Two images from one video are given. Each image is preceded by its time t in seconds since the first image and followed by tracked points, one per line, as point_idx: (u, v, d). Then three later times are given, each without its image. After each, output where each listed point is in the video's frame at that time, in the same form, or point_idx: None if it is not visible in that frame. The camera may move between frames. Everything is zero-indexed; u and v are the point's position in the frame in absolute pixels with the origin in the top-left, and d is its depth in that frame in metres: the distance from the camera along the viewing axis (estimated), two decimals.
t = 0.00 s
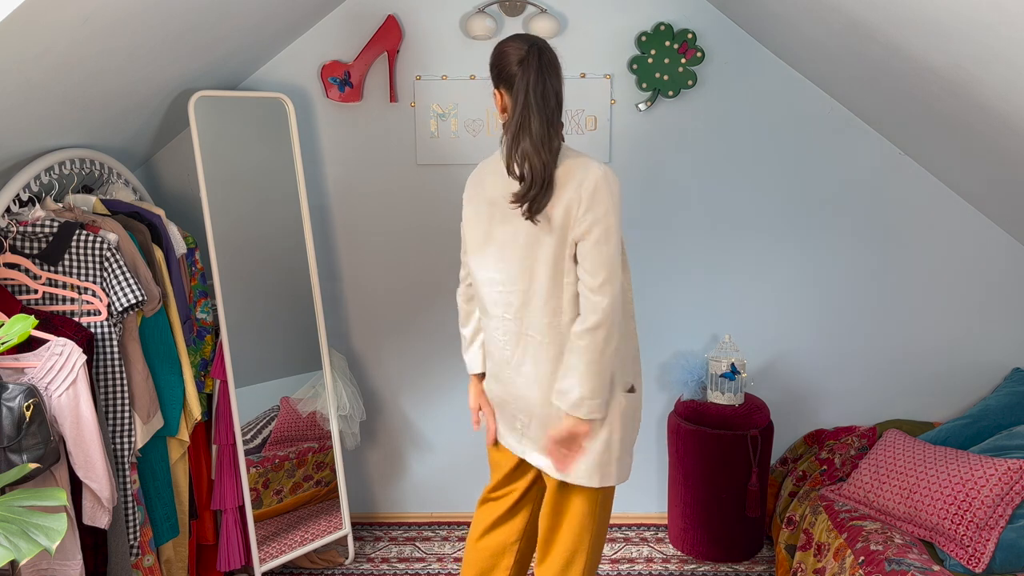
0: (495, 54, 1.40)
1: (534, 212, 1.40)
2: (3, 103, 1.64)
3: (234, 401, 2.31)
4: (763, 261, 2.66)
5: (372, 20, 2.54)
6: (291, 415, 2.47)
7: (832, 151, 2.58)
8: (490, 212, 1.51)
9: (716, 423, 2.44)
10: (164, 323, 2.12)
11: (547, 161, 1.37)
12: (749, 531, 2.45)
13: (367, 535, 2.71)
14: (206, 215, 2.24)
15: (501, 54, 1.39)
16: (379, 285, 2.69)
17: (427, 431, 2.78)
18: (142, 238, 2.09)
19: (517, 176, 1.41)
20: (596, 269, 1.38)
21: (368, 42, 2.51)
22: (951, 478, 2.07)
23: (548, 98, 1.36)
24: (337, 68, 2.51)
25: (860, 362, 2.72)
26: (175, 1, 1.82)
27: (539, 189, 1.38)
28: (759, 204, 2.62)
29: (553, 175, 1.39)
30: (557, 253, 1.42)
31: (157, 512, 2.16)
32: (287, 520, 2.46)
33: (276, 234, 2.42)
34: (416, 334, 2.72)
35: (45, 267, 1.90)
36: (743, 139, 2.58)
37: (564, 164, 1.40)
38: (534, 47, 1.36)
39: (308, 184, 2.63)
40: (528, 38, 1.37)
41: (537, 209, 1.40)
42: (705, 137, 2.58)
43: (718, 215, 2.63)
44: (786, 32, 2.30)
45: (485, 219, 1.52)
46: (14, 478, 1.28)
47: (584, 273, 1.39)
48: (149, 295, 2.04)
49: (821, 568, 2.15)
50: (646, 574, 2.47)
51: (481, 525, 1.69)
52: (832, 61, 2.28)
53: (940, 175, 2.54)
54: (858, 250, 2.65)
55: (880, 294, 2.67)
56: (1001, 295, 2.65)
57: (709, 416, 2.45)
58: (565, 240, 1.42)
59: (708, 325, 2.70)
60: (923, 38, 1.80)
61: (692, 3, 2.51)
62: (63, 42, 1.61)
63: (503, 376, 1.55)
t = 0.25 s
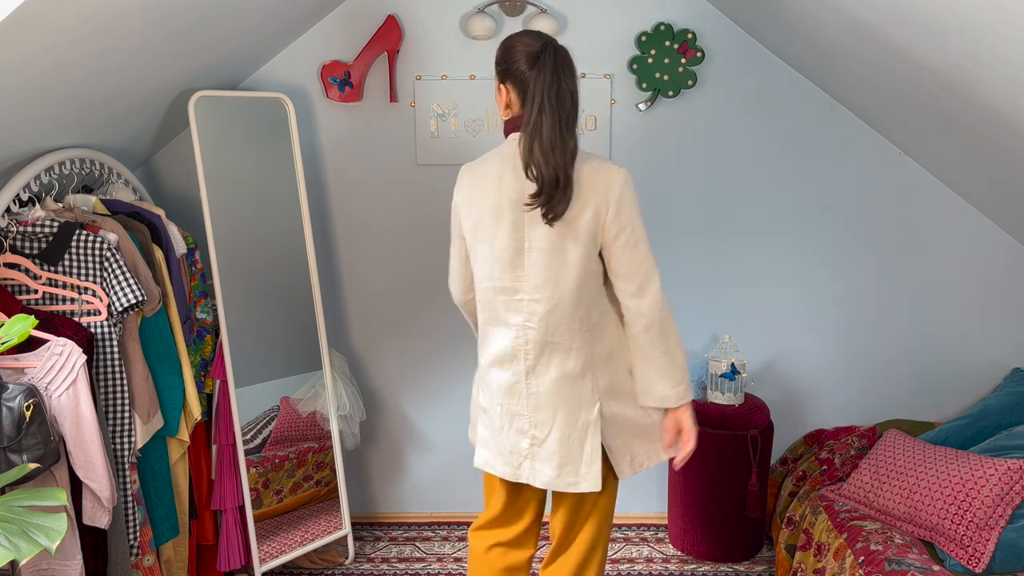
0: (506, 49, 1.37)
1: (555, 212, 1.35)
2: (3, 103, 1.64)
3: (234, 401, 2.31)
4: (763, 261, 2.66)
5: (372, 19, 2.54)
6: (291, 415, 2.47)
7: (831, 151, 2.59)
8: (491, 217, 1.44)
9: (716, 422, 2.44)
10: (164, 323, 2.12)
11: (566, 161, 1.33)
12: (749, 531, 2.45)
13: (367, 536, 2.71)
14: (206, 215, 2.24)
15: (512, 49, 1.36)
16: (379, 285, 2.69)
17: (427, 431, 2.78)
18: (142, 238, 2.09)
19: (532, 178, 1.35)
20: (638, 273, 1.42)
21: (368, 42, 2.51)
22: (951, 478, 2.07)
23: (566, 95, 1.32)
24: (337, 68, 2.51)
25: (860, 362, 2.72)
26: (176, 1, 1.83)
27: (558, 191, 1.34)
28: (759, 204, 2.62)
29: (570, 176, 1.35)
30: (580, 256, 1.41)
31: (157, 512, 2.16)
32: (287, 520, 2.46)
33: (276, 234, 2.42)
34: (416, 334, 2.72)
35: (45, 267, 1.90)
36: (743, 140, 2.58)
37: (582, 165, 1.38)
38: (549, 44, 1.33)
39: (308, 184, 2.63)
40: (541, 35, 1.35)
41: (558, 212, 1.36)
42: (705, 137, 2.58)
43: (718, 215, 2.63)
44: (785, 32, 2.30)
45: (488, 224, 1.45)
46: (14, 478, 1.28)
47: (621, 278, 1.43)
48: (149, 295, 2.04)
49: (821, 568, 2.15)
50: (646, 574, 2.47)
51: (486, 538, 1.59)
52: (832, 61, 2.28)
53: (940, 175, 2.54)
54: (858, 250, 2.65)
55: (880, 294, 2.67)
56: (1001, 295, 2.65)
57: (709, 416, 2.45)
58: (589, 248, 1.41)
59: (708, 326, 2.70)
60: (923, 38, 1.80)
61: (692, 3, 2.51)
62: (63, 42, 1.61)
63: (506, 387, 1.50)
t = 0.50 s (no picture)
0: (511, 41, 1.37)
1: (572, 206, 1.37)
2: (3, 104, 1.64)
3: (234, 400, 2.31)
4: (763, 261, 2.66)
5: (372, 19, 2.54)
6: (291, 415, 2.47)
7: (831, 151, 2.58)
8: (490, 219, 1.41)
9: (716, 423, 2.46)
10: (164, 323, 2.12)
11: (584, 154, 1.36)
12: (749, 531, 2.45)
13: (367, 536, 2.71)
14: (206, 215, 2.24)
15: (516, 42, 1.36)
16: (379, 285, 2.69)
17: (427, 431, 2.78)
18: (142, 238, 2.09)
19: (550, 173, 1.36)
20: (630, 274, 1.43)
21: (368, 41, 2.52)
22: (951, 478, 2.08)
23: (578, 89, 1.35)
24: (337, 68, 2.51)
25: (860, 362, 2.72)
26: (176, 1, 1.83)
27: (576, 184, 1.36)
28: (759, 204, 2.62)
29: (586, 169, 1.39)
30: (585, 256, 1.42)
31: (157, 512, 2.16)
32: (288, 520, 2.46)
33: (276, 234, 2.42)
34: (416, 334, 2.72)
35: (45, 267, 1.90)
36: (743, 139, 2.58)
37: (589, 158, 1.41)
38: (555, 38, 1.35)
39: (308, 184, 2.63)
40: (544, 29, 1.37)
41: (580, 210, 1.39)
42: (704, 137, 2.58)
43: (717, 215, 2.63)
44: (786, 31, 2.30)
45: (489, 225, 1.41)
46: (14, 478, 1.28)
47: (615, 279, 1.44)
48: (149, 295, 2.04)
49: (821, 568, 2.15)
50: (646, 574, 2.47)
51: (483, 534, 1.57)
52: (832, 61, 2.28)
53: (940, 175, 2.54)
54: (858, 250, 2.65)
55: (880, 294, 2.68)
56: (1000, 295, 2.65)
57: (709, 417, 2.47)
58: (593, 243, 1.42)
59: (708, 326, 2.70)
60: (923, 38, 1.80)
61: (692, 2, 2.51)
62: (63, 42, 1.61)
63: (511, 394, 1.48)
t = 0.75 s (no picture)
0: (505, 38, 1.38)
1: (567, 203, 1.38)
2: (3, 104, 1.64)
3: (234, 400, 2.31)
4: (763, 261, 2.66)
5: (372, 19, 2.54)
6: (291, 415, 2.47)
7: (831, 151, 2.59)
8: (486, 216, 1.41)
9: (716, 423, 2.46)
10: (164, 323, 2.12)
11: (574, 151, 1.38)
12: (749, 531, 2.45)
13: (367, 536, 2.71)
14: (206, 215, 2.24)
15: (509, 39, 1.38)
16: (379, 285, 2.69)
17: (427, 431, 2.78)
18: (142, 238, 2.09)
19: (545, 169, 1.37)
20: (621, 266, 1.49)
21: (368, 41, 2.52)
22: (951, 478, 2.08)
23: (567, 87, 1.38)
24: (337, 68, 2.51)
25: (860, 362, 2.72)
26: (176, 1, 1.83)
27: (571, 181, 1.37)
28: (758, 205, 2.62)
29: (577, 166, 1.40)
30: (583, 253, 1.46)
31: (157, 512, 2.16)
32: (287, 520, 2.46)
33: (276, 234, 2.42)
34: (416, 334, 2.72)
35: (45, 267, 1.90)
36: (743, 139, 2.58)
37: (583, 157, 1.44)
38: (543, 36, 1.37)
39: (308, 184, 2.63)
40: (536, 28, 1.39)
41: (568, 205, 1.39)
42: (704, 137, 2.58)
43: (718, 215, 2.63)
44: (786, 31, 2.30)
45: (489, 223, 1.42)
46: (14, 478, 1.28)
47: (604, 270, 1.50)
48: (149, 295, 2.04)
49: (821, 568, 2.15)
50: (646, 574, 2.47)
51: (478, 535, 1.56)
52: (832, 61, 2.28)
53: (940, 176, 2.54)
54: (858, 250, 2.65)
55: (880, 294, 2.68)
56: (1000, 295, 2.65)
57: (709, 417, 2.47)
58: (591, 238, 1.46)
59: (708, 326, 2.70)
60: (923, 38, 1.80)
61: (692, 2, 2.51)
62: (63, 41, 1.61)
63: (509, 396, 1.48)
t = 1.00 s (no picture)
0: (510, 38, 1.36)
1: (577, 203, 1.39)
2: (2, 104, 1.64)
3: (234, 400, 2.31)
4: (764, 261, 2.66)
5: (372, 19, 2.54)
6: (291, 415, 2.47)
7: (831, 151, 2.59)
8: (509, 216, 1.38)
9: (716, 423, 2.47)
10: (164, 322, 2.12)
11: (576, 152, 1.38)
12: (749, 531, 2.45)
13: (367, 536, 2.71)
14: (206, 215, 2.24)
15: (514, 39, 1.35)
16: (379, 285, 2.69)
17: (427, 431, 2.78)
18: (142, 238, 2.09)
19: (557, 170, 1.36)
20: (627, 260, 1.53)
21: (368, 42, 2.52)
22: (951, 478, 2.08)
23: (570, 88, 1.36)
24: (337, 68, 2.51)
25: (860, 361, 2.72)
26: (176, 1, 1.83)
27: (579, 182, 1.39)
28: (758, 205, 2.62)
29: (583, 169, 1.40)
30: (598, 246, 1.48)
31: (157, 512, 2.16)
32: (287, 520, 2.46)
33: (276, 234, 2.42)
34: (416, 334, 2.72)
35: (45, 267, 1.90)
36: (743, 140, 2.58)
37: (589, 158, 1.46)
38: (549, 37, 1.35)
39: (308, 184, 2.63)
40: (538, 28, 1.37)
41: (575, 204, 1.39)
42: (704, 137, 2.58)
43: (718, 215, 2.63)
44: (786, 31, 2.30)
45: (512, 223, 1.39)
46: (14, 478, 1.28)
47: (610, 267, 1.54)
48: (149, 295, 2.04)
49: (821, 568, 2.15)
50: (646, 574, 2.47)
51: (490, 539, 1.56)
52: (832, 61, 2.28)
53: (940, 176, 2.54)
54: (858, 250, 2.65)
55: (880, 293, 2.68)
56: (1000, 295, 2.65)
57: (709, 416, 2.48)
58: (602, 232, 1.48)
59: (708, 326, 2.70)
60: (923, 38, 1.80)
61: (692, 2, 2.51)
62: (63, 42, 1.61)
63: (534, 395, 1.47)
